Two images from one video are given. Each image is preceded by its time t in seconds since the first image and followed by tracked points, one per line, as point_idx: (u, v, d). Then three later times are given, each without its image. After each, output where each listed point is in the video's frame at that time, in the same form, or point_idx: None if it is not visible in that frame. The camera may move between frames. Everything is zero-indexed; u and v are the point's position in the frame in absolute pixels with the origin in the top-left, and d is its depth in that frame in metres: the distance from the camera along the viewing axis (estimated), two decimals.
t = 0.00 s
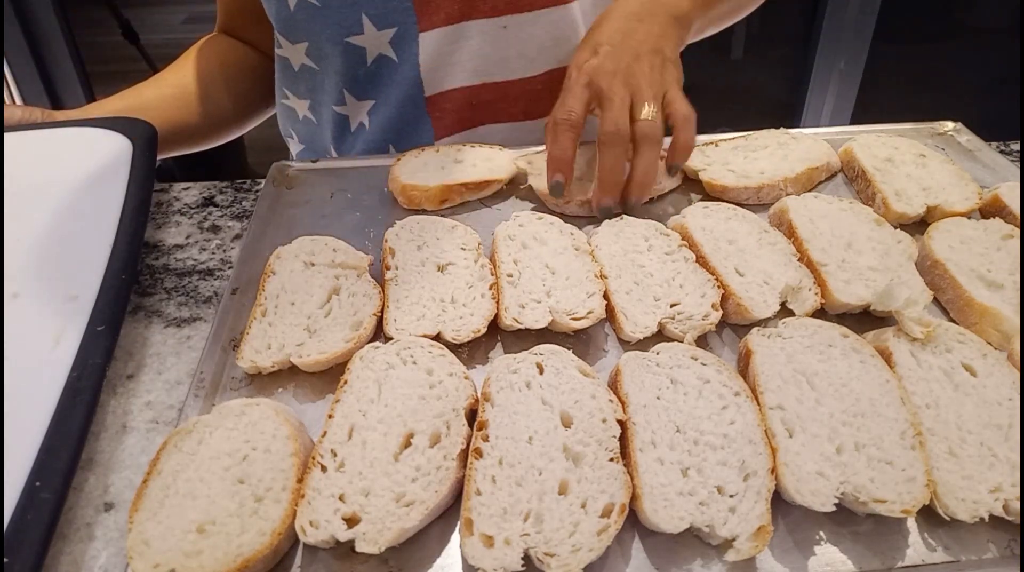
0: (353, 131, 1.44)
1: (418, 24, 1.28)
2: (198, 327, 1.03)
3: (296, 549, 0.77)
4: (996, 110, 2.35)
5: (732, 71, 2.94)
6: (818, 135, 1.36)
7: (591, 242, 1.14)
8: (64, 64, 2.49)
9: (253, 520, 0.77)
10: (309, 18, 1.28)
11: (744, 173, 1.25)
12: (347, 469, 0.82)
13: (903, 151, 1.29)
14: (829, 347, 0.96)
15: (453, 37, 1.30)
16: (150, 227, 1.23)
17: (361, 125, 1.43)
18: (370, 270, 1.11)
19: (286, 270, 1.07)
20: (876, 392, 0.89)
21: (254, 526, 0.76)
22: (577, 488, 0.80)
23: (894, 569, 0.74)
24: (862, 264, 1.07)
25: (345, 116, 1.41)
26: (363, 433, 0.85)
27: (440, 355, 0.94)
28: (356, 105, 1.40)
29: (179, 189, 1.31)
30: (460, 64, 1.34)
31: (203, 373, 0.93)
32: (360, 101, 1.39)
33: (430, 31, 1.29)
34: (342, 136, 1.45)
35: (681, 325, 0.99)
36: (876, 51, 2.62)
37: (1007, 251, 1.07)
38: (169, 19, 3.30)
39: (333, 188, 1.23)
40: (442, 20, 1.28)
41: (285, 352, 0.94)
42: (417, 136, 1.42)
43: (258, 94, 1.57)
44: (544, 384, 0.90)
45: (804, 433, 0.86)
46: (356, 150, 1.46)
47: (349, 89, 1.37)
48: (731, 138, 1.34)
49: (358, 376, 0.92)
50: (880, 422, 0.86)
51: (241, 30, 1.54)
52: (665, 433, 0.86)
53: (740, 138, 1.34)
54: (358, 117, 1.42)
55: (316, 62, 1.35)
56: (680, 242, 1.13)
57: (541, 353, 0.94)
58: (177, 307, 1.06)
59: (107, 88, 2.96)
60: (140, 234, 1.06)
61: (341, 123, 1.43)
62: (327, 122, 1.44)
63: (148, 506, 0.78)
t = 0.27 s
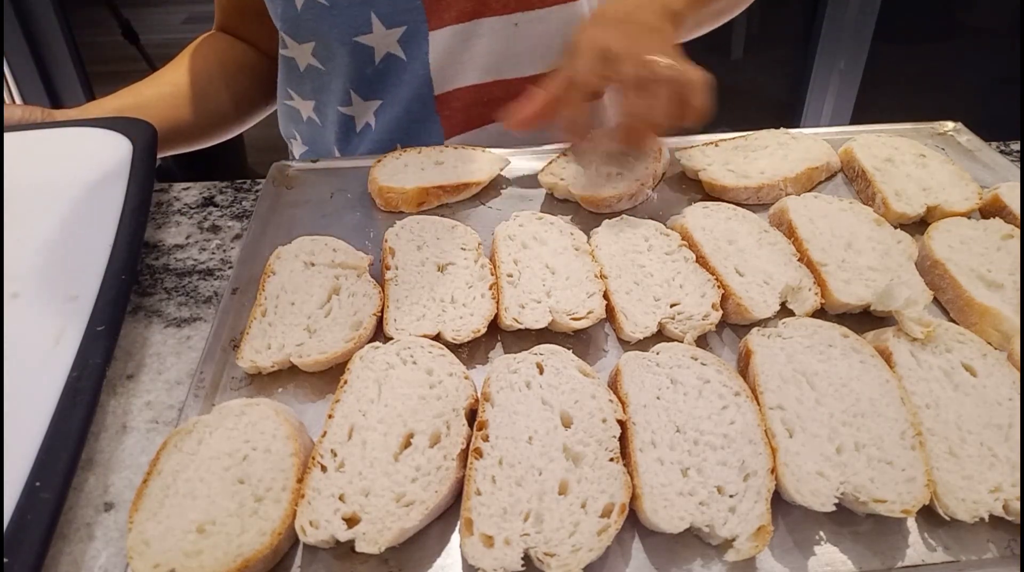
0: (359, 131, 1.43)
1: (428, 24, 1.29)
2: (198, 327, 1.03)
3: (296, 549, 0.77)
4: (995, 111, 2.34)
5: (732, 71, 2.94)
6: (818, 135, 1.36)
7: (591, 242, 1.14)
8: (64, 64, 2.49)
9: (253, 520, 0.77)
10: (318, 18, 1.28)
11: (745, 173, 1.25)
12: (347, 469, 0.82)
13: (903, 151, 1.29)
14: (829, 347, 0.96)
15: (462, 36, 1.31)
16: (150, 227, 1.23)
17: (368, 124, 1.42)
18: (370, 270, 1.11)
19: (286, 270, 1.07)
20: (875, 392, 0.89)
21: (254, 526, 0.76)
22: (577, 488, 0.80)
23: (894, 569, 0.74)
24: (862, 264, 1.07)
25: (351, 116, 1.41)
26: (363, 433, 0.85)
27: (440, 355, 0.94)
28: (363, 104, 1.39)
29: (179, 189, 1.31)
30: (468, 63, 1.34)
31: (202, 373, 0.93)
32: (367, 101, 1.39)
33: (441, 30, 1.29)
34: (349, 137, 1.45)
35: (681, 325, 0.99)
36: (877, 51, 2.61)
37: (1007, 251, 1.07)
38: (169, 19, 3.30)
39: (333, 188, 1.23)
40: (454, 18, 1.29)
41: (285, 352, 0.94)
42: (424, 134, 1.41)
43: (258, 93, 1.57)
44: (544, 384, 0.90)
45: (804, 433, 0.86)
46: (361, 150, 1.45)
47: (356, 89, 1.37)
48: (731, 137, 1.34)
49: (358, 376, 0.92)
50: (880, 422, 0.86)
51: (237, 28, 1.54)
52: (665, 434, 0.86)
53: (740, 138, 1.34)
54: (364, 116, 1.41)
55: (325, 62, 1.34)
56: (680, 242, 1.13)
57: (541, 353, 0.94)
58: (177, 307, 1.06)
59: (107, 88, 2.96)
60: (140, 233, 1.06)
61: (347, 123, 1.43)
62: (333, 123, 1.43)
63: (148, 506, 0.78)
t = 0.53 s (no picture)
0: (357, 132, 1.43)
1: (423, 24, 1.28)
2: (198, 328, 1.03)
3: (296, 549, 0.77)
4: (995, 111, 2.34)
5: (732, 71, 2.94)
6: (818, 135, 1.36)
7: (591, 242, 1.14)
8: (64, 64, 2.49)
9: (253, 520, 0.77)
10: (314, 18, 1.28)
11: (745, 173, 1.25)
12: (347, 469, 0.82)
13: (903, 151, 1.29)
14: (829, 347, 0.96)
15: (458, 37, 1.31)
16: (150, 227, 1.23)
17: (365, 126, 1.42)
18: (370, 270, 1.11)
19: (286, 270, 1.07)
20: (875, 392, 0.89)
21: (254, 526, 0.76)
22: (577, 488, 0.80)
23: (894, 569, 0.74)
24: (862, 264, 1.07)
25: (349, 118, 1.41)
26: (363, 433, 0.85)
27: (440, 355, 0.94)
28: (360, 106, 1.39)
29: (179, 189, 1.31)
30: (464, 65, 1.34)
31: (202, 373, 0.93)
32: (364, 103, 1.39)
33: (437, 31, 1.29)
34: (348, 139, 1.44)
35: (681, 325, 0.99)
36: (877, 51, 2.61)
37: (1007, 251, 1.07)
38: (169, 19, 3.30)
39: (333, 188, 1.23)
40: (449, 20, 1.29)
41: (285, 352, 0.94)
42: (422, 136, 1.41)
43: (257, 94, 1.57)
44: (544, 384, 0.90)
45: (804, 433, 0.86)
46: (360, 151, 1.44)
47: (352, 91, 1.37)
48: (731, 137, 1.34)
49: (358, 376, 0.92)
50: (880, 422, 0.86)
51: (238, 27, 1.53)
52: (665, 434, 0.86)
53: (740, 138, 1.34)
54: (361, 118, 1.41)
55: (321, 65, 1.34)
56: (680, 242, 1.13)
57: (541, 353, 0.94)
58: (178, 307, 1.06)
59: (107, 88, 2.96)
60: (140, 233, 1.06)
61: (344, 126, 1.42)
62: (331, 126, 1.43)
63: (148, 506, 0.78)
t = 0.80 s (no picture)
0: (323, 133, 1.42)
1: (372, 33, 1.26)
2: (198, 327, 1.03)
3: (296, 549, 0.77)
4: (995, 111, 2.34)
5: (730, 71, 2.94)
6: (818, 135, 1.36)
7: (591, 242, 1.14)
8: (64, 64, 2.49)
9: (253, 520, 0.77)
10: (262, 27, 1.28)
11: (745, 173, 1.25)
12: (347, 469, 0.82)
13: (903, 151, 1.29)
14: (829, 347, 0.96)
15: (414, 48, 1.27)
16: (150, 227, 1.23)
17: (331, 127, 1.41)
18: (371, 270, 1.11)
19: (286, 270, 1.07)
20: (875, 392, 0.89)
21: (254, 526, 0.76)
22: (577, 488, 0.80)
23: (894, 569, 0.74)
24: (862, 264, 1.07)
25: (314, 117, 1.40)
26: (363, 433, 0.85)
27: (440, 355, 0.93)
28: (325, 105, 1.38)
29: (179, 189, 1.31)
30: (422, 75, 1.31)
31: (202, 372, 0.93)
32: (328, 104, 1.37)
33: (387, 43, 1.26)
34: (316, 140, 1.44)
35: (681, 325, 0.99)
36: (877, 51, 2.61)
37: (1007, 251, 1.07)
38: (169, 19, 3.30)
39: (332, 188, 1.23)
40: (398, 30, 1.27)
41: (285, 352, 0.94)
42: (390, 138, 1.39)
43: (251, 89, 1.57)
44: (544, 384, 0.90)
45: (804, 433, 0.86)
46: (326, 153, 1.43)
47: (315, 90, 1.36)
48: (731, 137, 1.34)
49: (358, 376, 0.92)
50: (880, 422, 0.86)
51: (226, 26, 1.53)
52: (665, 433, 0.86)
53: (740, 138, 1.34)
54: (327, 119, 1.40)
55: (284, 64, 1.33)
56: (680, 242, 1.13)
57: (541, 354, 0.94)
58: (177, 307, 1.06)
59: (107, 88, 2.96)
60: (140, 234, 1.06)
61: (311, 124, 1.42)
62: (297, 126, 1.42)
63: (148, 506, 0.78)
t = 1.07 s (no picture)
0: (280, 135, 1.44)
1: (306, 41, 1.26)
2: (197, 327, 1.03)
3: (296, 549, 0.77)
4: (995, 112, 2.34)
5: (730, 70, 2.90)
6: (818, 135, 1.36)
7: (591, 242, 1.14)
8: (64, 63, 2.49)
9: (253, 520, 0.77)
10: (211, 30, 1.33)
11: (745, 173, 1.25)
12: (347, 469, 0.82)
13: (902, 151, 1.29)
14: (829, 346, 0.96)
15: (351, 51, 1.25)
16: (150, 227, 1.23)
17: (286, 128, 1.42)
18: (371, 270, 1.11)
19: (286, 270, 1.07)
20: (875, 392, 0.89)
21: (253, 526, 0.76)
22: (578, 488, 0.80)
23: (894, 569, 0.74)
24: (862, 264, 1.07)
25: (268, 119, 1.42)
26: (363, 433, 0.85)
27: (440, 355, 0.94)
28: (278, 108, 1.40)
29: (179, 189, 1.31)
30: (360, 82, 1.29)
31: (203, 372, 0.93)
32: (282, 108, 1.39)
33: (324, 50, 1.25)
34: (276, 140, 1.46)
35: (681, 325, 0.99)
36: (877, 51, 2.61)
37: (1007, 251, 1.07)
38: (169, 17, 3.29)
39: (332, 188, 1.23)
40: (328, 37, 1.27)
41: (285, 352, 0.94)
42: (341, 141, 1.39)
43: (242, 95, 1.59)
44: (544, 384, 0.90)
45: (804, 433, 0.86)
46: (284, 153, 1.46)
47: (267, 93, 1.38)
48: (731, 137, 1.34)
49: (358, 376, 0.92)
50: (880, 422, 0.86)
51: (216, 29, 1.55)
52: (665, 433, 0.86)
53: (740, 138, 1.34)
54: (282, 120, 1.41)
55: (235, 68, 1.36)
56: (680, 242, 1.13)
57: (541, 353, 0.94)
58: (177, 307, 1.06)
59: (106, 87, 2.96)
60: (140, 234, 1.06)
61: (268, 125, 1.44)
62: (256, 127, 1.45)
63: (148, 506, 0.78)
